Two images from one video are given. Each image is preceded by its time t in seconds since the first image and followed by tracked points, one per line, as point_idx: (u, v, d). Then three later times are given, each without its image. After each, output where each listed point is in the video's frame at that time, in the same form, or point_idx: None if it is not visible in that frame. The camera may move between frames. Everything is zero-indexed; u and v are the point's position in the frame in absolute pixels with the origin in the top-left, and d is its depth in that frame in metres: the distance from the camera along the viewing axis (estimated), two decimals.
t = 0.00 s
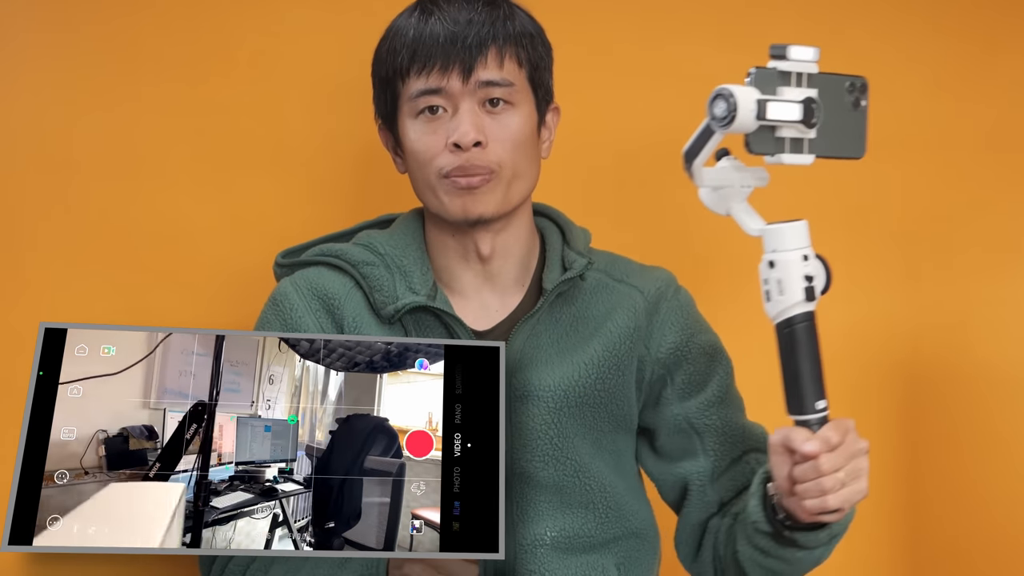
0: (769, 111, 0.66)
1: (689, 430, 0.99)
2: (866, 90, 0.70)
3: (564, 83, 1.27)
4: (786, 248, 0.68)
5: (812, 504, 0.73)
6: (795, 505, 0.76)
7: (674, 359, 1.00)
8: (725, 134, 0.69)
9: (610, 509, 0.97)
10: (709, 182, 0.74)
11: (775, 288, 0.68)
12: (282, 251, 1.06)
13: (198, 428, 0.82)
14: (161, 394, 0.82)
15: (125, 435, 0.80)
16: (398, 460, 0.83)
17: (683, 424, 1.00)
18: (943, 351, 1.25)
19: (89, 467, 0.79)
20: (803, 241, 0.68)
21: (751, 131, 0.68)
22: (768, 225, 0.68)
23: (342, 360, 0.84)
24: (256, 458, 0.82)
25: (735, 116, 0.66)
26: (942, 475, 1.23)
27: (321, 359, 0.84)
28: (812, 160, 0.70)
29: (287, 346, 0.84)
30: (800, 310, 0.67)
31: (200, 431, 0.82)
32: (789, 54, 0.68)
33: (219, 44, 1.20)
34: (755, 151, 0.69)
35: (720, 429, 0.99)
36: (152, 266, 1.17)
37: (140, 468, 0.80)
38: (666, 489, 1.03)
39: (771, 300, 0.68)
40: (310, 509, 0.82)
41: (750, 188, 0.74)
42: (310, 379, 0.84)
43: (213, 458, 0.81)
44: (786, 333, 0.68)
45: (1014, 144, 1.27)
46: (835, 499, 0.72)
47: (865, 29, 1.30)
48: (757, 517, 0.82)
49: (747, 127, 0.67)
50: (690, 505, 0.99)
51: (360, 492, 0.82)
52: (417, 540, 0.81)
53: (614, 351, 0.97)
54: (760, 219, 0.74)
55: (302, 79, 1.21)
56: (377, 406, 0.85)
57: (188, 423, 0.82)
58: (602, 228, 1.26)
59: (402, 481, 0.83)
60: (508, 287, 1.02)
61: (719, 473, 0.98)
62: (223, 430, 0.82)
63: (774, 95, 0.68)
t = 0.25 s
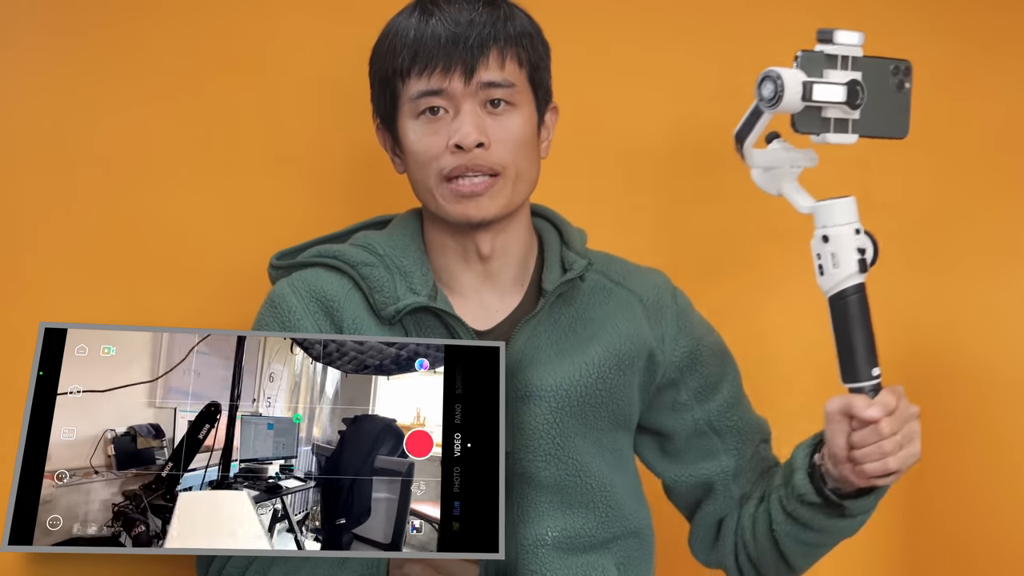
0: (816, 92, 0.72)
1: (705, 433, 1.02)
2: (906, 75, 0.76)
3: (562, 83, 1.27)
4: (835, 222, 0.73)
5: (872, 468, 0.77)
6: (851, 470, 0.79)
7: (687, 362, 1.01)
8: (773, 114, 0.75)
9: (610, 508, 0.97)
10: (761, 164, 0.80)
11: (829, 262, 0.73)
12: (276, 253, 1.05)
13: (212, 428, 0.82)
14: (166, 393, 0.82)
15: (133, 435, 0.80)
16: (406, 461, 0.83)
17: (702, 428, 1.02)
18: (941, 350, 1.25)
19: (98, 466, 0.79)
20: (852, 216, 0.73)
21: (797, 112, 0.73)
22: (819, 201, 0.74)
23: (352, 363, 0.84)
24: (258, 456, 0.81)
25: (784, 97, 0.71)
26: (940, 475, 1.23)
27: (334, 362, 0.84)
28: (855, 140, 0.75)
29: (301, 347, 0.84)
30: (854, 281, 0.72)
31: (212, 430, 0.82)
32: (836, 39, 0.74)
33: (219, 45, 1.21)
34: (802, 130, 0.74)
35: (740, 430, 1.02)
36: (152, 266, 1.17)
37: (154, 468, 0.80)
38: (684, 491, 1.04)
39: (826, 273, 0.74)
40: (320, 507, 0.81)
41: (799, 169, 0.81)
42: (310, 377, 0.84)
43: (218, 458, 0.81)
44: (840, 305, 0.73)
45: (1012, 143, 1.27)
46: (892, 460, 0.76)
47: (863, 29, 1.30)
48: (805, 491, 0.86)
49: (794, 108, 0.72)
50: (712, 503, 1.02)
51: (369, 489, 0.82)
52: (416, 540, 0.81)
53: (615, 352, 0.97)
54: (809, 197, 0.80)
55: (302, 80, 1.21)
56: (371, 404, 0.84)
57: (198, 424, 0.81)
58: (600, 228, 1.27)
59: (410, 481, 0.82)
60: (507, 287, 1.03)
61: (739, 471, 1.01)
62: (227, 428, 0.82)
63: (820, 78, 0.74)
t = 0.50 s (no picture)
0: (843, 80, 0.79)
1: (706, 434, 1.02)
2: (936, 64, 0.83)
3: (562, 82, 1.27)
4: (863, 206, 0.81)
5: (901, 446, 0.79)
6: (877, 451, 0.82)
7: (691, 364, 1.01)
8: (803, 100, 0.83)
9: (611, 508, 0.97)
10: (793, 148, 0.90)
11: (859, 243, 0.81)
12: (274, 253, 1.05)
13: (216, 430, 0.81)
14: (164, 395, 0.80)
15: (131, 436, 0.79)
16: (404, 461, 0.82)
17: (713, 432, 1.02)
18: (941, 350, 1.25)
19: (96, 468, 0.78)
20: (879, 199, 0.81)
21: (827, 99, 0.81)
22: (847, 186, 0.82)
23: (352, 367, 0.84)
24: (253, 455, 0.81)
25: (813, 84, 0.79)
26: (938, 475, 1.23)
27: (334, 366, 0.84)
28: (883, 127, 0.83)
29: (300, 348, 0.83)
30: (880, 264, 0.80)
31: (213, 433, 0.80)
32: (866, 29, 0.82)
33: (219, 44, 1.20)
34: (831, 117, 0.82)
35: (741, 430, 1.02)
36: (152, 266, 1.17)
37: (157, 469, 0.79)
38: (686, 492, 1.03)
39: (855, 254, 0.81)
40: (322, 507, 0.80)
41: (830, 155, 0.90)
42: (305, 376, 0.83)
43: (217, 457, 0.80)
44: (866, 286, 0.80)
45: (1013, 144, 1.27)
46: (919, 438, 0.79)
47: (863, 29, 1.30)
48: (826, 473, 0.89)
49: (822, 95, 0.80)
50: (714, 503, 1.02)
51: (367, 488, 0.82)
52: (410, 538, 0.80)
53: (617, 353, 0.97)
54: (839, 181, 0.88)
55: (302, 79, 1.21)
56: (360, 404, 0.83)
57: (202, 424, 0.80)
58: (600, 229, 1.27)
59: (407, 481, 0.82)
60: (507, 287, 1.02)
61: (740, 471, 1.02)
62: (223, 428, 0.81)
63: (849, 66, 0.81)
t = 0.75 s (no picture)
0: (855, 81, 0.83)
1: (706, 434, 1.02)
2: (951, 63, 0.86)
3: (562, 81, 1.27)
4: (874, 203, 0.85)
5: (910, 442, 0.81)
6: (884, 449, 0.84)
7: (692, 365, 1.01)
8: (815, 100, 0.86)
9: (611, 509, 0.97)
10: (808, 147, 0.94)
11: (871, 241, 0.85)
12: (272, 254, 1.05)
13: (211, 430, 0.80)
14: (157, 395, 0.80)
15: (123, 436, 0.79)
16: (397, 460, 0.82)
17: (715, 433, 1.02)
18: (940, 350, 1.26)
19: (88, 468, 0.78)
20: (890, 198, 0.85)
21: (839, 99, 0.85)
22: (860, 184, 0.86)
23: (346, 367, 0.84)
24: (245, 454, 0.81)
25: (825, 85, 0.83)
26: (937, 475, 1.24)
27: (328, 366, 0.83)
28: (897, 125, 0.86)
29: (297, 349, 0.83)
30: (890, 260, 0.84)
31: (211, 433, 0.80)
32: (879, 30, 0.85)
33: (219, 44, 1.20)
34: (844, 116, 0.86)
35: (741, 430, 1.02)
36: (152, 266, 1.17)
37: (150, 468, 0.78)
38: (685, 493, 1.03)
39: (867, 251, 0.85)
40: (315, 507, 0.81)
41: (845, 154, 0.94)
42: (297, 374, 0.83)
43: (211, 456, 0.80)
44: (876, 282, 0.84)
45: (1012, 143, 1.28)
46: (926, 434, 0.81)
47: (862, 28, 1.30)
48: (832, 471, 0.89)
49: (834, 95, 0.84)
50: (714, 502, 1.03)
51: (360, 488, 0.81)
52: (398, 533, 0.80)
53: (616, 354, 0.97)
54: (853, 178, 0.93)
55: (303, 79, 1.21)
56: (350, 405, 0.83)
57: (199, 423, 0.80)
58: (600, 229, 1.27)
59: (400, 481, 0.82)
60: (508, 287, 1.02)
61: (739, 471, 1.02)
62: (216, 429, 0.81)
63: (862, 66, 0.85)
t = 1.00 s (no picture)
0: (860, 87, 0.82)
1: (705, 436, 1.02)
2: (958, 70, 0.85)
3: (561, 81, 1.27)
4: (875, 211, 0.84)
5: (903, 451, 0.80)
6: (877, 456, 0.83)
7: (692, 366, 1.01)
8: (820, 107, 0.85)
9: (610, 509, 0.97)
10: (814, 152, 0.92)
11: (872, 247, 0.83)
12: (274, 253, 1.05)
13: (201, 428, 0.81)
14: (146, 393, 0.80)
15: (112, 435, 0.78)
16: (389, 457, 0.83)
17: (712, 434, 1.02)
18: (939, 350, 1.26)
19: (76, 468, 0.77)
20: (891, 206, 0.84)
21: (844, 106, 0.84)
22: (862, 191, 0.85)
23: (337, 364, 0.84)
24: (237, 453, 0.81)
25: (829, 91, 0.82)
26: (935, 476, 1.24)
27: (318, 363, 0.83)
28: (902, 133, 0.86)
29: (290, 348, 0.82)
30: (890, 268, 0.82)
31: (205, 432, 0.81)
32: (885, 36, 0.84)
33: (219, 44, 1.20)
34: (850, 123, 0.85)
35: (740, 432, 1.03)
36: (152, 266, 1.17)
37: (139, 467, 0.78)
38: (683, 494, 1.03)
39: (868, 259, 0.83)
40: (307, 506, 0.81)
41: (851, 159, 0.92)
42: (287, 373, 0.83)
43: (202, 455, 0.80)
44: (876, 290, 0.83)
45: (1012, 143, 1.28)
46: (920, 443, 0.80)
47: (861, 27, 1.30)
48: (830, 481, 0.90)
49: (839, 102, 0.83)
50: (713, 503, 1.02)
51: (351, 487, 0.81)
52: (386, 530, 0.80)
53: (616, 355, 0.97)
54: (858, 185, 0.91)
55: (302, 79, 1.21)
56: (342, 404, 0.83)
57: (190, 421, 0.81)
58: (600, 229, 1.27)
59: (390, 480, 0.82)
60: (508, 287, 1.02)
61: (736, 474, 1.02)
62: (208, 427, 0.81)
63: (868, 73, 0.83)
